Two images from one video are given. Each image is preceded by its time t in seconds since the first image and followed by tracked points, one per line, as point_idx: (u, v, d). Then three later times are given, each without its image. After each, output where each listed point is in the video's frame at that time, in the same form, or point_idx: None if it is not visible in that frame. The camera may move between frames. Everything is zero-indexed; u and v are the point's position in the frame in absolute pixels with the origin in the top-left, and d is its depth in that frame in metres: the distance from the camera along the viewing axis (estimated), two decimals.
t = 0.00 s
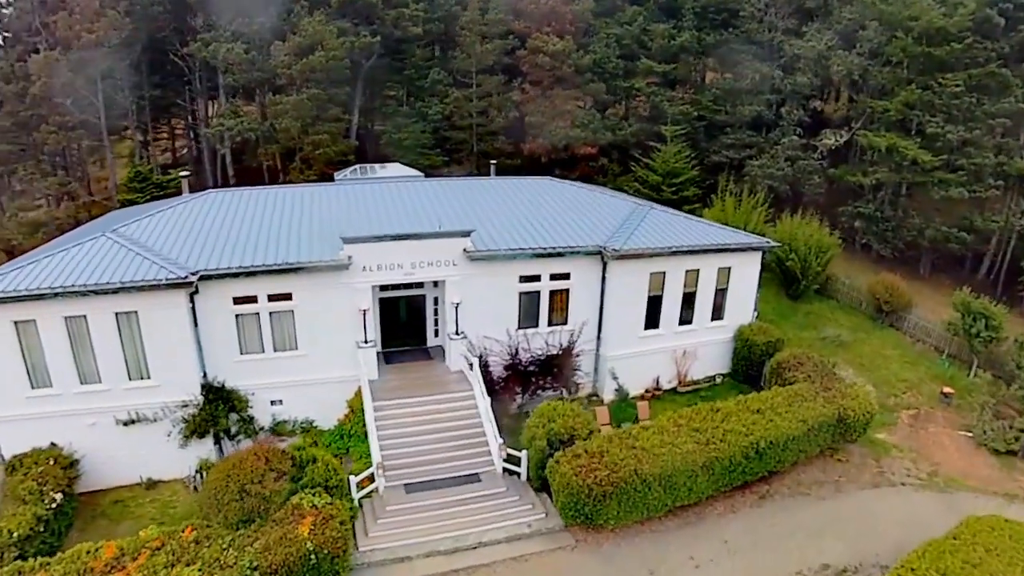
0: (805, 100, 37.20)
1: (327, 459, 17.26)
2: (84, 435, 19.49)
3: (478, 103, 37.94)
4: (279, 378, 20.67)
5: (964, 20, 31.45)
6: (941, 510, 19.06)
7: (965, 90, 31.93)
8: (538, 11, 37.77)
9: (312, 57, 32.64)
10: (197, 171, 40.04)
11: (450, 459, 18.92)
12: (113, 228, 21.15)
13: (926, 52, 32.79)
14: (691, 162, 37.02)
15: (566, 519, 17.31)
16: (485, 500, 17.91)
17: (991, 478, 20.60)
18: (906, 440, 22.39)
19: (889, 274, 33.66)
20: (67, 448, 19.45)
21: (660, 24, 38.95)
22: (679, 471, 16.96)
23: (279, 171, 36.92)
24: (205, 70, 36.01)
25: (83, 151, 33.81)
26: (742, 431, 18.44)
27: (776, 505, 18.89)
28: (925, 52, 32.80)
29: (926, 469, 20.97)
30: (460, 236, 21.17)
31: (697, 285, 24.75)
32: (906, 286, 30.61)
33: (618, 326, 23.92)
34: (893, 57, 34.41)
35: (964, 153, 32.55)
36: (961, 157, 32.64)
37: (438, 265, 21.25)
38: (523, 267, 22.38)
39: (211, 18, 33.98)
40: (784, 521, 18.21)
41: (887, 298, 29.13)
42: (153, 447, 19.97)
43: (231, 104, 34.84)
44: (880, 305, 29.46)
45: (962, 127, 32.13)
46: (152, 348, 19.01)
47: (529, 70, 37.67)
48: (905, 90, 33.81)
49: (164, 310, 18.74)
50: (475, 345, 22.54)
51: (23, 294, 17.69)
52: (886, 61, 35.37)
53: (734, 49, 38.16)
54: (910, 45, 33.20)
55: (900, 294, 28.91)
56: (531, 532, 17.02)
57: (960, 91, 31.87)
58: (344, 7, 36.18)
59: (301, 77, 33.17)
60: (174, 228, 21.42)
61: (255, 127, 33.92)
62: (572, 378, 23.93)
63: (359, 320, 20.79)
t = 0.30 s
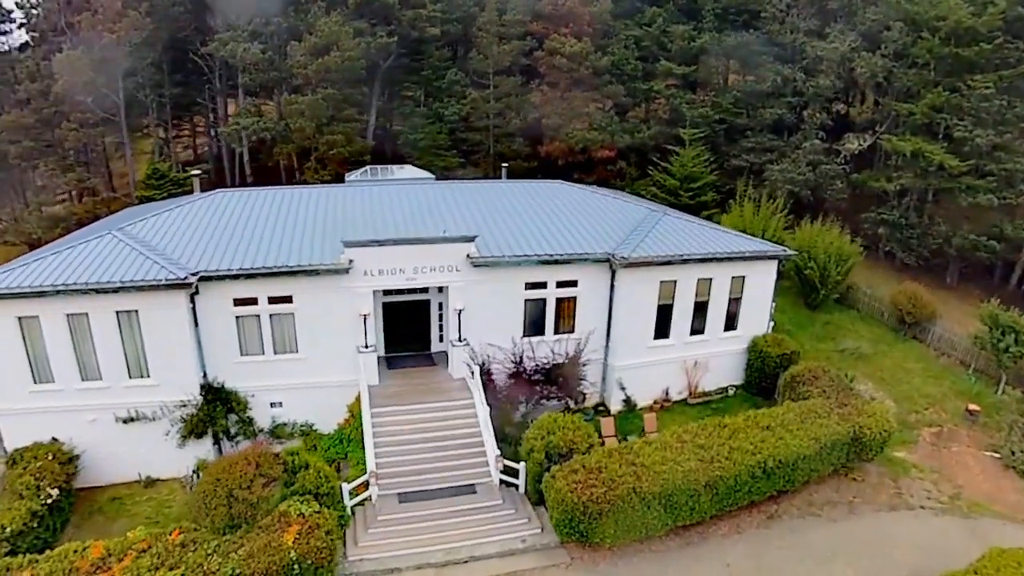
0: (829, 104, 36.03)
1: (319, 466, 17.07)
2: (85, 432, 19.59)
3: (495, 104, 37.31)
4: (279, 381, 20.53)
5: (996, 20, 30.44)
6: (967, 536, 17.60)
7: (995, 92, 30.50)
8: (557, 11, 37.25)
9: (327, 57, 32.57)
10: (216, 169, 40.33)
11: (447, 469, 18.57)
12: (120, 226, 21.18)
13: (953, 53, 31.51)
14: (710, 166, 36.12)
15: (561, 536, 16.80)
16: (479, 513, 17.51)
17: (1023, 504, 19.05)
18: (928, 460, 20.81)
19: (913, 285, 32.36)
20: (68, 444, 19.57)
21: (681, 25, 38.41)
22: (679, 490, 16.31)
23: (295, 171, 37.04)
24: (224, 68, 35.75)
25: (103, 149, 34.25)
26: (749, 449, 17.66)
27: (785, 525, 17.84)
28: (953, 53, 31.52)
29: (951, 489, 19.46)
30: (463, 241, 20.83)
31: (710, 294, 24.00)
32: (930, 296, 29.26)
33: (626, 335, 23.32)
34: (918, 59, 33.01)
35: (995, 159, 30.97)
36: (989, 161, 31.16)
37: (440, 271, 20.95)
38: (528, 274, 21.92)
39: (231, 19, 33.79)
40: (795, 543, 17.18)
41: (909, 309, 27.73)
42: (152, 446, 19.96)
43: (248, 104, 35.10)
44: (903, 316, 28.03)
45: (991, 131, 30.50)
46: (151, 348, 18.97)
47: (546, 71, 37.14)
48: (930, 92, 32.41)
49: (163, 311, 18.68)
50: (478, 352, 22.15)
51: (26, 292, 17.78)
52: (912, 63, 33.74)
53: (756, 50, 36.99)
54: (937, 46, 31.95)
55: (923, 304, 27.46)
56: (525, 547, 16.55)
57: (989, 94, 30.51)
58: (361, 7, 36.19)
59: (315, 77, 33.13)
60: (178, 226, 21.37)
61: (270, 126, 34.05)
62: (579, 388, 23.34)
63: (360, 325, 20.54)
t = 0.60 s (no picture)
0: (854, 106, 34.87)
1: (313, 469, 16.97)
2: (90, 428, 19.74)
3: (512, 104, 36.70)
4: (280, 382, 20.48)
5: None
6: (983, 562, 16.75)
7: None
8: (574, 10, 36.60)
9: (342, 57, 32.55)
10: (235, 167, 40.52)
11: (444, 475, 18.28)
12: (128, 225, 21.31)
13: (986, 52, 30.00)
14: (730, 169, 35.21)
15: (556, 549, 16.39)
16: (474, 521, 17.19)
17: None
18: (947, 480, 19.83)
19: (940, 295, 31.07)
20: (73, 440, 19.73)
21: (702, 25, 37.72)
22: (679, 506, 15.76)
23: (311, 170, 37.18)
24: (242, 67, 35.59)
25: (122, 146, 34.68)
26: (755, 466, 17.00)
27: (792, 545, 17.10)
28: (986, 53, 30.01)
29: (971, 514, 18.49)
30: (466, 244, 20.51)
31: (723, 302, 23.27)
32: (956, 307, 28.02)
33: (634, 343, 22.74)
34: (949, 59, 31.68)
35: None
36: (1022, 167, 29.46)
37: (443, 274, 20.66)
38: (534, 278, 21.51)
39: (250, 19, 33.68)
40: (800, 563, 16.50)
41: (933, 320, 26.54)
42: (155, 443, 20.03)
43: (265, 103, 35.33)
44: (926, 327, 26.88)
45: None
46: (154, 347, 19.04)
47: (563, 71, 36.39)
48: (961, 94, 30.97)
49: (165, 310, 18.71)
50: (481, 357, 21.80)
51: (30, 290, 17.95)
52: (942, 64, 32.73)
53: (780, 50, 37.06)
54: (969, 45, 30.45)
55: (948, 316, 26.25)
56: (519, 559, 16.18)
57: None
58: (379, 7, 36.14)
59: (330, 76, 33.14)
60: (184, 225, 21.42)
61: (286, 125, 34.19)
62: (585, 395, 22.85)
63: (362, 327, 20.36)
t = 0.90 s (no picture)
0: (882, 106, 33.71)
1: (309, 473, 16.90)
2: (96, 425, 19.92)
3: (530, 102, 36.10)
4: (283, 382, 20.44)
5: None
6: None
7: None
8: (592, 7, 35.72)
9: (357, 55, 32.60)
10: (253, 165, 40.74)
11: (441, 481, 18.02)
12: (135, 224, 21.44)
13: None
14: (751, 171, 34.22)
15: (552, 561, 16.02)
16: (469, 530, 16.91)
17: None
18: (967, 502, 18.91)
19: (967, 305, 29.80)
20: (80, 436, 19.93)
21: (726, 22, 36.91)
22: (678, 523, 15.25)
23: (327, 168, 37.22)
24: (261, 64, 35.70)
25: (143, 143, 35.11)
26: (760, 483, 16.39)
27: (798, 564, 16.44)
28: None
29: (991, 539, 17.55)
30: (471, 247, 20.20)
31: (736, 309, 22.57)
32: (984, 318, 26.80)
33: (643, 350, 22.20)
34: (984, 58, 30.23)
35: None
36: None
37: (447, 276, 20.39)
38: (540, 282, 21.11)
39: (268, 18, 34.29)
40: None
41: (959, 333, 25.40)
42: (159, 441, 20.15)
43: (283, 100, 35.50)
44: (952, 339, 25.74)
45: None
46: (157, 346, 19.13)
47: (581, 68, 35.37)
48: (995, 95, 29.32)
49: (168, 310, 18.77)
50: (485, 361, 21.47)
51: (36, 288, 18.15)
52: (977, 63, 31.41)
53: (805, 48, 35.65)
54: (1005, 44, 28.77)
55: (975, 328, 25.08)
56: (512, 570, 15.86)
57: None
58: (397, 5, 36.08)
59: (345, 74, 33.15)
60: (191, 224, 21.47)
61: (301, 123, 34.31)
62: (591, 402, 22.37)
63: (364, 330, 20.20)
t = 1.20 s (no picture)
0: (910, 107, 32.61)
1: (305, 475, 16.66)
2: (103, 421, 20.13)
3: (549, 100, 35.47)
4: (287, 383, 20.42)
5: None
6: None
7: None
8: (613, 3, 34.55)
9: (373, 52, 32.60)
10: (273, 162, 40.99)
11: (438, 488, 17.78)
12: (145, 222, 21.61)
13: None
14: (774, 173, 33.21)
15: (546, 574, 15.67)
16: (464, 538, 16.64)
17: None
18: (989, 525, 17.96)
19: (998, 315, 28.50)
20: (88, 432, 20.14)
21: (750, 18, 36.02)
22: (676, 541, 14.74)
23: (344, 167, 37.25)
24: (280, 62, 35.96)
25: (163, 141, 35.53)
26: (765, 501, 15.78)
27: None
28: None
29: (1013, 567, 16.60)
30: (475, 250, 19.86)
31: (751, 316, 21.84)
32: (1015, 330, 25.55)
33: (652, 357, 21.63)
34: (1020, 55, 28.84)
35: None
36: None
37: (451, 280, 20.12)
38: (546, 286, 20.70)
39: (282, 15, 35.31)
40: None
41: (986, 345, 24.25)
42: (164, 438, 20.29)
43: (302, 98, 36.02)
44: (979, 352, 24.60)
45: None
46: (162, 345, 19.25)
47: (601, 67, 34.64)
48: None
49: (172, 310, 18.86)
50: (489, 367, 21.15)
51: (44, 287, 18.39)
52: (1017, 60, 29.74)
53: (831, 46, 34.76)
54: None
55: (1004, 341, 23.91)
56: None
57: None
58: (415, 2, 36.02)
59: (362, 72, 33.17)
60: (199, 223, 21.53)
61: (318, 121, 34.50)
62: (598, 409, 21.89)
63: (367, 332, 20.05)
